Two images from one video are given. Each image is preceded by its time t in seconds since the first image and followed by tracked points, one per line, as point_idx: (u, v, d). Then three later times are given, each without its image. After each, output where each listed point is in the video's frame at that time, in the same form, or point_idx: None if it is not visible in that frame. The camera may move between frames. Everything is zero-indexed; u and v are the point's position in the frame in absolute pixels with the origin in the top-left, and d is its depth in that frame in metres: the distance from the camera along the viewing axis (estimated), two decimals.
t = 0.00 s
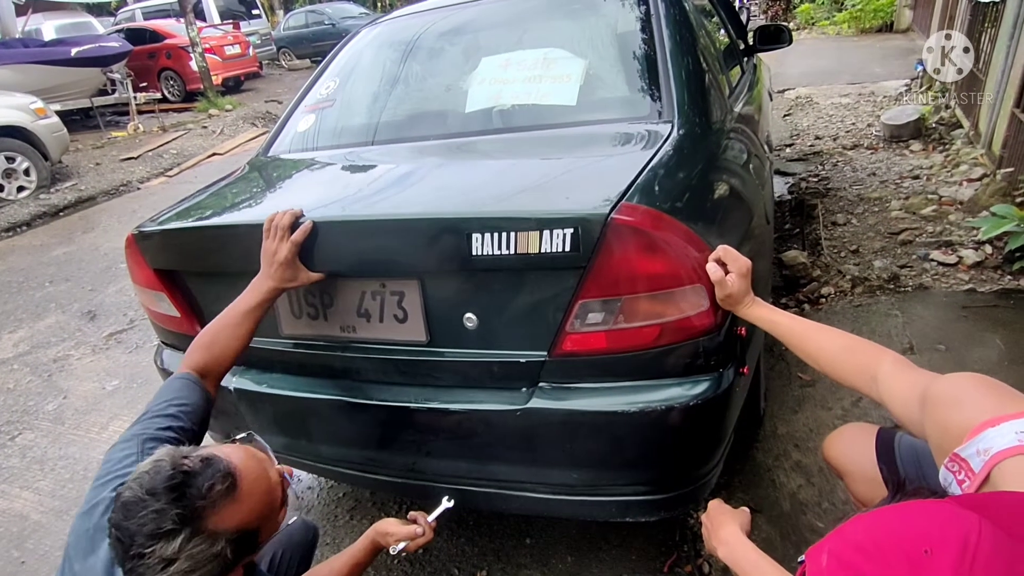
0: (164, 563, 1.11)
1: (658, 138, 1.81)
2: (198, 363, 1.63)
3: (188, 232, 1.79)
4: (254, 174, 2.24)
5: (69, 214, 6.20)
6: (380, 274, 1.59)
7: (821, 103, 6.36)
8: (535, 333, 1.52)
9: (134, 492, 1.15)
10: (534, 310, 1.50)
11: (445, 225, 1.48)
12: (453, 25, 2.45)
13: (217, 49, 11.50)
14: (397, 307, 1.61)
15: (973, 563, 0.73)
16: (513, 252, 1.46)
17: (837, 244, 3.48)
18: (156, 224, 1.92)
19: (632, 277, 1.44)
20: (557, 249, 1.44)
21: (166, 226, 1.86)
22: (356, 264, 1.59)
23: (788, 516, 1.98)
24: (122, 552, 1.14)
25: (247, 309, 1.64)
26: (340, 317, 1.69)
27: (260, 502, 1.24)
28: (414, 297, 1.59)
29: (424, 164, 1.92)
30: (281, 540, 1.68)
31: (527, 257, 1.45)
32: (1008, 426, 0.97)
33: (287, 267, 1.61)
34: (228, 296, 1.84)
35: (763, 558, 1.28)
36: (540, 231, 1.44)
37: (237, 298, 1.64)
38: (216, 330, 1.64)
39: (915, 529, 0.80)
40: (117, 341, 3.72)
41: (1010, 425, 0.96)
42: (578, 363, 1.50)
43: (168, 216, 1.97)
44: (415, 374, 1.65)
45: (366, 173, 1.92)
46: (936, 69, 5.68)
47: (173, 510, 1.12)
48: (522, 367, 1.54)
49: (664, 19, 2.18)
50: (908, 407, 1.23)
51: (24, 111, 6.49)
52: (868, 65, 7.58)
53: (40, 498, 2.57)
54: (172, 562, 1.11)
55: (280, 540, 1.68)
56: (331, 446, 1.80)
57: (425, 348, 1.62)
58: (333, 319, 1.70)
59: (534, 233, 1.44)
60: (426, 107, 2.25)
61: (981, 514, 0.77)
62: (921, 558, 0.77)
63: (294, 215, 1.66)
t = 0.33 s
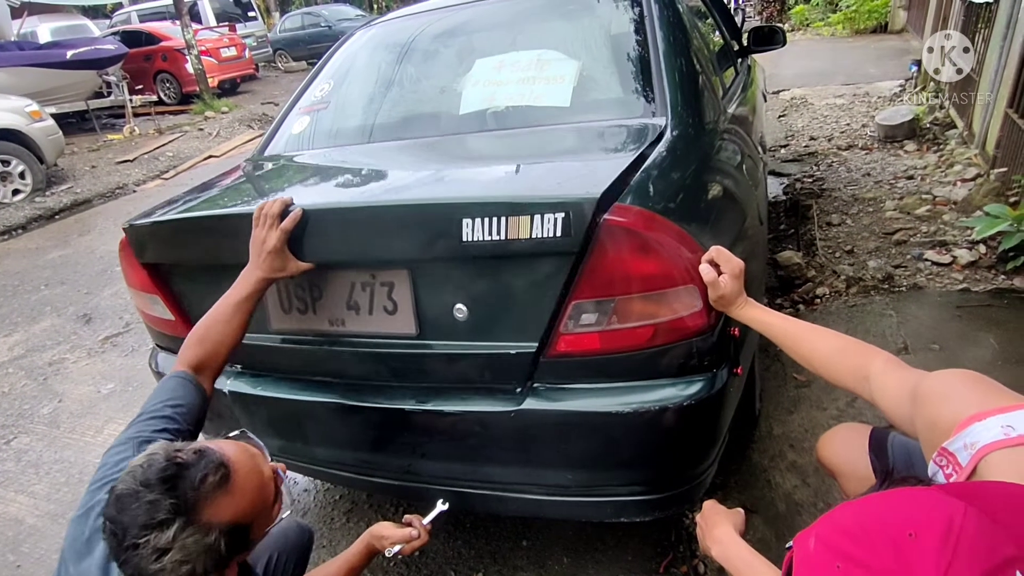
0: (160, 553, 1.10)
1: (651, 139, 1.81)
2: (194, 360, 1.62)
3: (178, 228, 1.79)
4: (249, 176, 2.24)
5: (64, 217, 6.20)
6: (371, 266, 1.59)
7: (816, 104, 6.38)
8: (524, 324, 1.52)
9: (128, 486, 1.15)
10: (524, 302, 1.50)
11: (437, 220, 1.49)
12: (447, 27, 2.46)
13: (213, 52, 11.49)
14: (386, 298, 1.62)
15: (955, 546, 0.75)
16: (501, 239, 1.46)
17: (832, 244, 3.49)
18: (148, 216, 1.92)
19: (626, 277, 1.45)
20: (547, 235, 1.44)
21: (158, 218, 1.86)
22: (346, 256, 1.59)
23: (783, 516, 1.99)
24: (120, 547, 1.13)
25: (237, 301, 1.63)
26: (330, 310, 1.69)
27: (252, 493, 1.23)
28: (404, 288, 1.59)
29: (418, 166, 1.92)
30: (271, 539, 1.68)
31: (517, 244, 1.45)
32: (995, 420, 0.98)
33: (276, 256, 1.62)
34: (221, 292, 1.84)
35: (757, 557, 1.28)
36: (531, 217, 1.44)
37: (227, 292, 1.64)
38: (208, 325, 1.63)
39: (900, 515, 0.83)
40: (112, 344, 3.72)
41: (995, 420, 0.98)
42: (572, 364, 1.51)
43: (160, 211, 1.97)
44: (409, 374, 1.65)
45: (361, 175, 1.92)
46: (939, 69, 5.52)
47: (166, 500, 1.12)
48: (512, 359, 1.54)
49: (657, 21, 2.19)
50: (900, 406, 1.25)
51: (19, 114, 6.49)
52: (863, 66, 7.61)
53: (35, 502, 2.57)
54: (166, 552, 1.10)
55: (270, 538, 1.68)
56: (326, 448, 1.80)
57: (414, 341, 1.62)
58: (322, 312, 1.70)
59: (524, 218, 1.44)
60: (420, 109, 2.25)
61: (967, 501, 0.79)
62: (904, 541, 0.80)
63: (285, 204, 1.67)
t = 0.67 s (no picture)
0: (156, 540, 1.09)
1: (650, 141, 1.81)
2: (208, 377, 1.63)
3: (177, 238, 1.79)
4: (247, 178, 2.24)
5: (62, 218, 6.18)
6: (373, 279, 1.59)
7: (814, 104, 6.38)
8: (528, 336, 1.52)
9: (126, 474, 1.15)
10: (528, 314, 1.50)
11: (437, 230, 1.48)
12: (445, 29, 2.45)
13: (210, 53, 11.49)
14: (390, 312, 1.61)
15: (954, 539, 0.76)
16: (504, 258, 1.46)
17: (830, 244, 3.49)
18: (149, 229, 1.92)
19: (625, 279, 1.45)
20: (549, 255, 1.44)
21: (158, 232, 1.87)
22: (348, 269, 1.59)
23: (783, 516, 1.99)
24: (116, 537, 1.12)
25: (244, 319, 1.64)
26: (334, 322, 1.69)
27: (248, 485, 1.22)
28: (407, 301, 1.59)
29: (417, 167, 1.92)
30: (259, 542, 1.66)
31: (519, 262, 1.45)
32: (991, 417, 0.99)
33: (279, 275, 1.61)
34: (222, 301, 1.84)
35: (756, 558, 1.29)
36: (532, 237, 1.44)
37: (234, 309, 1.64)
38: (219, 342, 1.64)
39: (899, 508, 0.83)
40: (110, 346, 3.71)
41: (991, 417, 0.99)
42: (571, 366, 1.50)
43: (160, 221, 1.97)
44: (409, 378, 1.65)
45: (359, 177, 1.92)
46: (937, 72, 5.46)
47: (163, 485, 1.12)
48: (515, 371, 1.54)
49: (655, 22, 2.18)
50: (897, 406, 1.26)
51: (16, 115, 6.48)
52: (860, 66, 7.62)
53: (33, 505, 2.56)
54: (162, 538, 1.09)
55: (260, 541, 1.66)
56: (326, 450, 1.80)
57: (419, 353, 1.62)
58: (327, 324, 1.70)
59: (525, 238, 1.44)
60: (418, 110, 2.25)
61: (964, 496, 0.80)
62: (904, 533, 0.80)
63: (286, 222, 1.66)
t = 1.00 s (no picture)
0: (232, 475, 1.18)
1: (655, 140, 1.80)
2: (163, 365, 1.59)
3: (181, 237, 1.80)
4: (251, 177, 2.23)
5: (64, 218, 6.19)
6: (379, 278, 1.59)
7: (816, 104, 6.37)
8: (534, 336, 1.52)
9: (150, 463, 1.14)
10: (534, 313, 1.50)
11: (443, 229, 1.48)
12: (448, 28, 2.45)
13: (212, 53, 11.49)
14: (395, 311, 1.61)
15: (961, 528, 0.78)
16: (511, 257, 1.45)
17: (833, 244, 3.49)
18: (153, 229, 1.92)
19: (631, 278, 1.44)
20: (555, 254, 1.43)
21: (163, 232, 1.86)
22: (353, 268, 1.59)
23: (788, 516, 1.99)
24: (183, 515, 1.13)
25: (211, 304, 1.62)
26: (339, 321, 1.68)
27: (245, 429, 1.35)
28: (413, 301, 1.58)
29: (421, 167, 1.91)
30: (258, 548, 1.65)
31: (526, 262, 1.45)
32: (994, 415, 1.01)
33: (259, 260, 1.62)
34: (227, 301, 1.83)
35: (762, 558, 1.28)
36: (539, 236, 1.43)
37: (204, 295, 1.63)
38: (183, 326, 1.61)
39: (906, 497, 0.85)
40: (113, 346, 3.71)
41: (995, 415, 1.01)
42: (577, 365, 1.50)
43: (165, 220, 1.97)
44: (414, 377, 1.64)
45: (363, 176, 1.92)
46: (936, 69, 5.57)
47: (203, 441, 1.19)
48: (521, 371, 1.53)
49: (660, 21, 2.18)
50: (903, 405, 1.28)
51: (19, 115, 6.48)
52: (863, 66, 7.61)
53: (36, 505, 2.56)
54: (237, 470, 1.19)
55: (258, 548, 1.65)
56: (330, 450, 1.79)
57: (424, 353, 1.61)
58: (332, 323, 1.69)
59: (532, 237, 1.44)
60: (422, 110, 2.25)
61: (972, 488, 0.82)
62: (911, 520, 0.82)
63: (293, 221, 1.66)
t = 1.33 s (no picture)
0: (226, 469, 1.20)
1: (656, 141, 1.80)
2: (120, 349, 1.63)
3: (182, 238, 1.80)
4: (251, 179, 2.23)
5: (64, 220, 6.18)
6: (379, 279, 1.59)
7: (816, 106, 6.38)
8: (534, 338, 1.52)
9: (143, 467, 1.14)
10: (534, 314, 1.50)
11: (444, 231, 1.48)
12: (449, 30, 2.45)
13: (212, 55, 11.49)
14: (396, 312, 1.61)
15: (969, 506, 0.84)
16: (512, 258, 1.46)
17: (834, 246, 3.49)
18: (154, 230, 1.92)
19: (630, 279, 1.44)
20: (556, 255, 1.44)
21: (163, 233, 1.87)
22: (355, 269, 1.59)
23: (788, 517, 1.99)
24: (183, 512, 1.14)
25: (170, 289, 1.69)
26: (340, 322, 1.68)
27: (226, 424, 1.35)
28: (414, 302, 1.58)
29: (421, 168, 1.91)
30: (253, 550, 1.65)
31: (526, 263, 1.45)
32: (990, 413, 1.05)
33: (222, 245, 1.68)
34: (226, 303, 1.83)
35: (762, 560, 1.28)
36: (539, 237, 1.44)
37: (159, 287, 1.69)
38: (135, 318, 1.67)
39: (916, 476, 0.91)
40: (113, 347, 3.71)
41: (991, 413, 1.04)
42: (578, 366, 1.50)
43: (165, 222, 1.97)
44: (415, 378, 1.64)
45: (363, 178, 1.92)
46: (937, 70, 5.55)
47: (193, 439, 1.20)
48: (522, 372, 1.53)
49: (660, 22, 2.18)
50: (902, 406, 1.29)
51: (19, 116, 6.48)
52: (863, 67, 7.61)
53: (36, 506, 2.56)
54: (230, 464, 1.21)
55: (253, 550, 1.65)
56: (330, 452, 1.79)
57: (425, 354, 1.61)
58: (332, 324, 1.69)
59: (532, 238, 1.44)
60: (423, 111, 2.25)
61: (981, 472, 0.88)
62: (921, 497, 0.88)
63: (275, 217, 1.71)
